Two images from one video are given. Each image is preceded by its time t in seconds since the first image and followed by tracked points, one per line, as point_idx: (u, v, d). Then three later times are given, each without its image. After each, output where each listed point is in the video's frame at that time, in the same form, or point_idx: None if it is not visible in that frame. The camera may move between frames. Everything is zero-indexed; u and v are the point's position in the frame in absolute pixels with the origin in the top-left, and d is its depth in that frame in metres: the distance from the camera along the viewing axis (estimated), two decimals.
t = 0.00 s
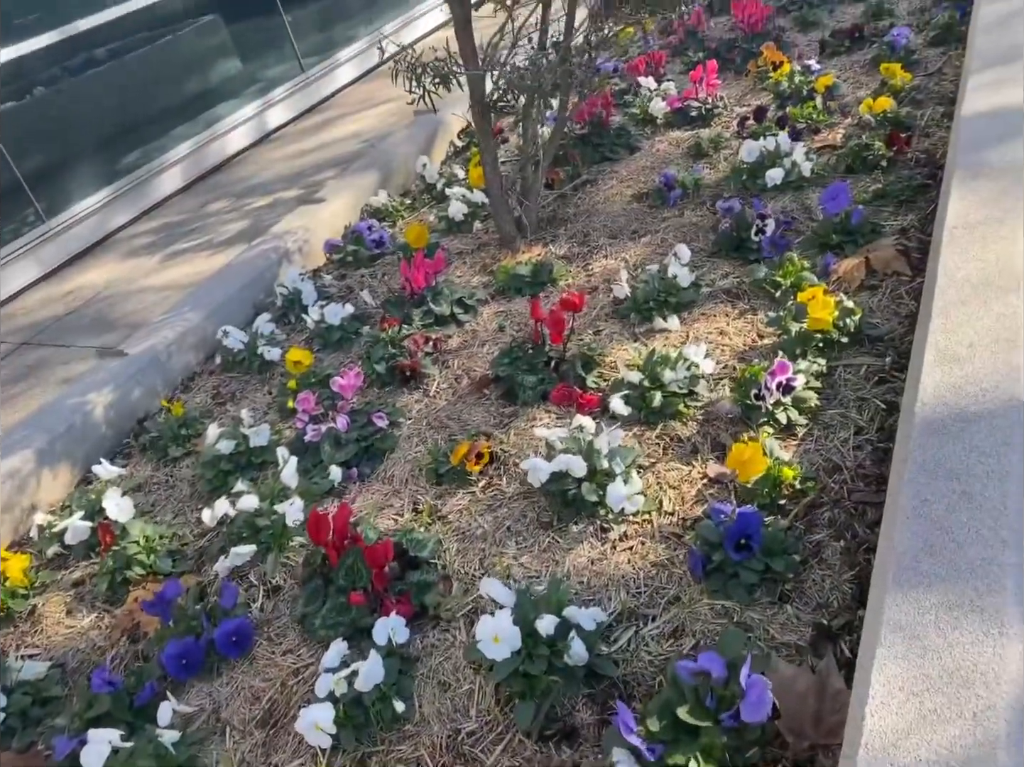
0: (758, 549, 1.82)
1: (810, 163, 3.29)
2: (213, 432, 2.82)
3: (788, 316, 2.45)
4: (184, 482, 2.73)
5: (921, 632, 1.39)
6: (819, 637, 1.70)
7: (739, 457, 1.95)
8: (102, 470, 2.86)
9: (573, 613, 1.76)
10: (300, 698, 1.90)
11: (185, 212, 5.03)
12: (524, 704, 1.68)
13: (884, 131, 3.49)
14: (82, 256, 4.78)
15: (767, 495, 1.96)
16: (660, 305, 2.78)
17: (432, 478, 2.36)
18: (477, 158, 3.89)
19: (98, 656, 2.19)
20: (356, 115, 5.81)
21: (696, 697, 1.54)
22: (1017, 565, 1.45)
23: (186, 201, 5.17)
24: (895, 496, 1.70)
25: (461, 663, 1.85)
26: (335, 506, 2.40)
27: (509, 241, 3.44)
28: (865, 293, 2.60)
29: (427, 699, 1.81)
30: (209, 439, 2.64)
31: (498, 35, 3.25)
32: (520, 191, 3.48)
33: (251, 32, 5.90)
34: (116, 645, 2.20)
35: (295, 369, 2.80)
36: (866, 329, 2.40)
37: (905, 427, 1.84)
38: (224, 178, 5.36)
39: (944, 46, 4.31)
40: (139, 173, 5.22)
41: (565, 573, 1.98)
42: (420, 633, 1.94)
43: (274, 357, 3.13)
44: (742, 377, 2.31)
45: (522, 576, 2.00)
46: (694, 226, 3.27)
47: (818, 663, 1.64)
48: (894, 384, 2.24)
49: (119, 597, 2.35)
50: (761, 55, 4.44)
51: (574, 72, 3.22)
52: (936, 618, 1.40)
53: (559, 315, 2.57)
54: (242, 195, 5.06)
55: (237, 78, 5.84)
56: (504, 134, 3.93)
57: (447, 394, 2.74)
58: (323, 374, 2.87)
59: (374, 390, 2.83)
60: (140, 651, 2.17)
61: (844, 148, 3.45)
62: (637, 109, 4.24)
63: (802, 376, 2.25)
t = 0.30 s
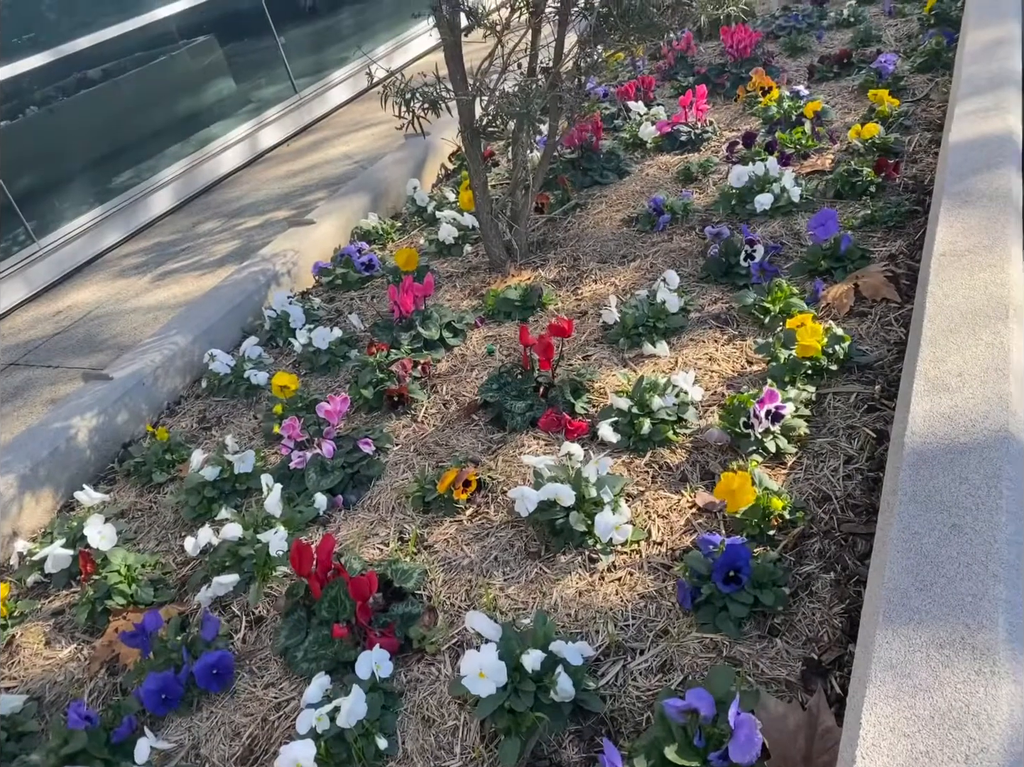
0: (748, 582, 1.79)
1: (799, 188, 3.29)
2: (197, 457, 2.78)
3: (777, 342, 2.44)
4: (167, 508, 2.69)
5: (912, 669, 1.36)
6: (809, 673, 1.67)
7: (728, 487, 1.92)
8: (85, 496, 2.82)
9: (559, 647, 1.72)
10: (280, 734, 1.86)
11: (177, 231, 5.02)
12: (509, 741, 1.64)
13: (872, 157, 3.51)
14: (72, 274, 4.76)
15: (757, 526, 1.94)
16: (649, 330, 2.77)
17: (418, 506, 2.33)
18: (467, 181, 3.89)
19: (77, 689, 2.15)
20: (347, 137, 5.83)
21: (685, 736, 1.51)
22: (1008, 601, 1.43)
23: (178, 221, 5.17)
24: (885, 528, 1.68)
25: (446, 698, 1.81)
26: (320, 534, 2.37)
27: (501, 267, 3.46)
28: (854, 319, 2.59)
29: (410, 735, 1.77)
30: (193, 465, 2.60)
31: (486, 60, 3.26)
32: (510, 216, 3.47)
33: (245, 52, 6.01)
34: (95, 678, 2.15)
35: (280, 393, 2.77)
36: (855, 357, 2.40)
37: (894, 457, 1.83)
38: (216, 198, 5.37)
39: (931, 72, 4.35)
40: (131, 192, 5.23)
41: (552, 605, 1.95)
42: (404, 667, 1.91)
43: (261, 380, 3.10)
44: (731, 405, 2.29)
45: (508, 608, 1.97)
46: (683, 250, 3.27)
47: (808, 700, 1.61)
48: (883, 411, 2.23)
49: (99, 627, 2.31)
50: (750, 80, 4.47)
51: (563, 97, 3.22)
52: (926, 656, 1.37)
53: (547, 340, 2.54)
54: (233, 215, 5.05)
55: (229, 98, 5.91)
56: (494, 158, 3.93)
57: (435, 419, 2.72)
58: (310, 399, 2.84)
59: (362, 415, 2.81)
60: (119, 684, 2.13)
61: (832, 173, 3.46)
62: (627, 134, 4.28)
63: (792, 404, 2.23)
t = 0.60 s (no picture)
0: (734, 618, 1.78)
1: (784, 217, 3.31)
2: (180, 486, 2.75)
3: (763, 372, 2.43)
4: (149, 539, 2.65)
5: (900, 711, 1.34)
6: (796, 711, 1.65)
7: (714, 520, 1.91)
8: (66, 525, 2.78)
9: (543, 683, 1.70)
10: None
11: (165, 254, 5.00)
12: None
13: (857, 186, 3.54)
14: (59, 298, 4.73)
15: (743, 561, 1.93)
16: (636, 359, 2.76)
17: (403, 538, 2.31)
18: (455, 207, 3.90)
19: (53, 725, 2.10)
20: (336, 160, 5.84)
21: None
22: (995, 640, 1.42)
23: (166, 243, 5.15)
24: (872, 564, 1.67)
25: (429, 737, 1.79)
26: (302, 566, 2.34)
27: (490, 295, 3.46)
28: (839, 349, 2.60)
29: None
30: (175, 495, 2.57)
31: (475, 88, 3.27)
32: (497, 242, 3.48)
33: (235, 75, 6.03)
34: (72, 714, 2.11)
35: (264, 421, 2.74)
36: (841, 387, 2.40)
37: (880, 491, 1.82)
38: (204, 220, 5.36)
39: (914, 102, 4.40)
40: (119, 215, 5.21)
41: (538, 640, 1.93)
42: (387, 704, 1.88)
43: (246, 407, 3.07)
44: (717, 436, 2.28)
45: (493, 643, 1.95)
46: (670, 278, 3.28)
47: (796, 740, 1.59)
48: (870, 443, 2.23)
49: (76, 661, 2.26)
50: (736, 108, 4.51)
51: (551, 125, 3.23)
52: (914, 697, 1.36)
53: (534, 369, 2.53)
54: (221, 238, 5.04)
55: (219, 120, 5.92)
56: (482, 185, 3.95)
57: (421, 447, 2.69)
58: (294, 427, 2.82)
59: (346, 443, 2.79)
60: (95, 721, 2.08)
61: (818, 202, 3.48)
62: (614, 161, 4.31)
63: (778, 435, 2.23)
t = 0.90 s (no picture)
0: (721, 649, 1.77)
1: (769, 245, 3.34)
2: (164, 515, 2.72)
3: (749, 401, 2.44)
4: (131, 567, 2.62)
5: (887, 746, 1.34)
6: (784, 744, 1.64)
7: (701, 550, 1.91)
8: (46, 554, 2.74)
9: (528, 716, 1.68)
10: None
11: (152, 276, 4.98)
12: None
13: (841, 214, 3.58)
14: (43, 319, 4.70)
15: (730, 591, 1.93)
16: (622, 385, 2.77)
17: (388, 568, 2.29)
18: (443, 233, 3.91)
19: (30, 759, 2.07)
20: (324, 184, 5.85)
21: None
22: (981, 674, 1.42)
23: (153, 265, 5.13)
24: (857, 596, 1.67)
25: None
26: (286, 595, 2.32)
27: (477, 320, 3.47)
28: (824, 377, 2.61)
29: None
30: (158, 523, 2.54)
31: (462, 116, 3.29)
32: (485, 268, 3.49)
33: (224, 97, 6.07)
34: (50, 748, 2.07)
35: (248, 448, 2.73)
36: (826, 416, 2.41)
37: (866, 521, 1.82)
38: (192, 242, 5.35)
39: (897, 132, 4.46)
40: (105, 236, 5.19)
41: (524, 672, 1.92)
42: (371, 737, 1.86)
43: (231, 433, 3.05)
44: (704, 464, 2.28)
45: (478, 675, 1.93)
46: (657, 304, 3.30)
47: None
48: (856, 471, 2.24)
49: (54, 693, 2.23)
50: (722, 137, 4.56)
51: (538, 153, 3.26)
52: (901, 732, 1.35)
53: (521, 396, 2.53)
54: (208, 261, 5.03)
55: (208, 142, 5.93)
56: (470, 211, 3.96)
57: (407, 474, 2.68)
58: (279, 454, 2.80)
59: (332, 470, 2.77)
60: (73, 755, 2.05)
61: (802, 230, 3.52)
62: (601, 188, 4.34)
63: (765, 464, 2.23)
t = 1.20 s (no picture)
0: (709, 679, 1.77)
1: (755, 273, 3.37)
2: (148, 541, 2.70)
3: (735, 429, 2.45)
4: (114, 594, 2.59)
5: None
6: None
7: (689, 579, 1.91)
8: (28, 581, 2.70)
9: (515, 747, 1.67)
10: None
11: (139, 297, 4.97)
12: None
13: (826, 242, 3.62)
14: (29, 341, 4.67)
15: (717, 620, 1.92)
16: (610, 412, 2.78)
17: (375, 596, 2.28)
18: (432, 257, 3.92)
19: None
20: (313, 207, 5.87)
21: None
22: (967, 706, 1.42)
23: (140, 286, 5.11)
24: (843, 626, 1.68)
25: None
26: (271, 624, 2.30)
27: (465, 345, 3.48)
28: (810, 405, 2.63)
29: None
30: (142, 549, 2.52)
31: (452, 143, 3.32)
32: (473, 293, 3.50)
33: (214, 119, 6.09)
34: None
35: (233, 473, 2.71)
36: (812, 444, 2.42)
37: (852, 550, 1.83)
38: (179, 264, 5.34)
39: (880, 161, 4.53)
40: (93, 257, 5.17)
41: (511, 703, 1.90)
42: None
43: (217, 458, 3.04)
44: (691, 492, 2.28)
45: (465, 706, 1.92)
46: (644, 330, 3.32)
47: None
48: (842, 500, 2.25)
49: (34, 723, 2.19)
50: (708, 164, 4.62)
51: (527, 179, 3.28)
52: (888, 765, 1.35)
53: (509, 422, 2.53)
54: (196, 283, 5.02)
55: (197, 164, 5.95)
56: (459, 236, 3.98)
57: (394, 500, 2.67)
58: (266, 479, 2.79)
59: (319, 496, 2.76)
60: None
61: (788, 258, 3.55)
62: (589, 214, 4.38)
63: (752, 492, 2.24)
